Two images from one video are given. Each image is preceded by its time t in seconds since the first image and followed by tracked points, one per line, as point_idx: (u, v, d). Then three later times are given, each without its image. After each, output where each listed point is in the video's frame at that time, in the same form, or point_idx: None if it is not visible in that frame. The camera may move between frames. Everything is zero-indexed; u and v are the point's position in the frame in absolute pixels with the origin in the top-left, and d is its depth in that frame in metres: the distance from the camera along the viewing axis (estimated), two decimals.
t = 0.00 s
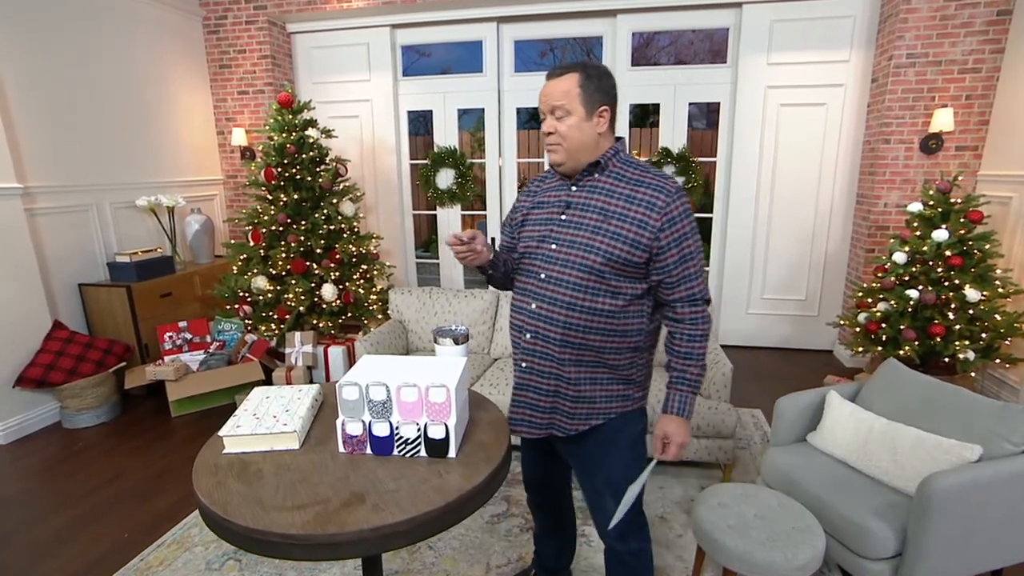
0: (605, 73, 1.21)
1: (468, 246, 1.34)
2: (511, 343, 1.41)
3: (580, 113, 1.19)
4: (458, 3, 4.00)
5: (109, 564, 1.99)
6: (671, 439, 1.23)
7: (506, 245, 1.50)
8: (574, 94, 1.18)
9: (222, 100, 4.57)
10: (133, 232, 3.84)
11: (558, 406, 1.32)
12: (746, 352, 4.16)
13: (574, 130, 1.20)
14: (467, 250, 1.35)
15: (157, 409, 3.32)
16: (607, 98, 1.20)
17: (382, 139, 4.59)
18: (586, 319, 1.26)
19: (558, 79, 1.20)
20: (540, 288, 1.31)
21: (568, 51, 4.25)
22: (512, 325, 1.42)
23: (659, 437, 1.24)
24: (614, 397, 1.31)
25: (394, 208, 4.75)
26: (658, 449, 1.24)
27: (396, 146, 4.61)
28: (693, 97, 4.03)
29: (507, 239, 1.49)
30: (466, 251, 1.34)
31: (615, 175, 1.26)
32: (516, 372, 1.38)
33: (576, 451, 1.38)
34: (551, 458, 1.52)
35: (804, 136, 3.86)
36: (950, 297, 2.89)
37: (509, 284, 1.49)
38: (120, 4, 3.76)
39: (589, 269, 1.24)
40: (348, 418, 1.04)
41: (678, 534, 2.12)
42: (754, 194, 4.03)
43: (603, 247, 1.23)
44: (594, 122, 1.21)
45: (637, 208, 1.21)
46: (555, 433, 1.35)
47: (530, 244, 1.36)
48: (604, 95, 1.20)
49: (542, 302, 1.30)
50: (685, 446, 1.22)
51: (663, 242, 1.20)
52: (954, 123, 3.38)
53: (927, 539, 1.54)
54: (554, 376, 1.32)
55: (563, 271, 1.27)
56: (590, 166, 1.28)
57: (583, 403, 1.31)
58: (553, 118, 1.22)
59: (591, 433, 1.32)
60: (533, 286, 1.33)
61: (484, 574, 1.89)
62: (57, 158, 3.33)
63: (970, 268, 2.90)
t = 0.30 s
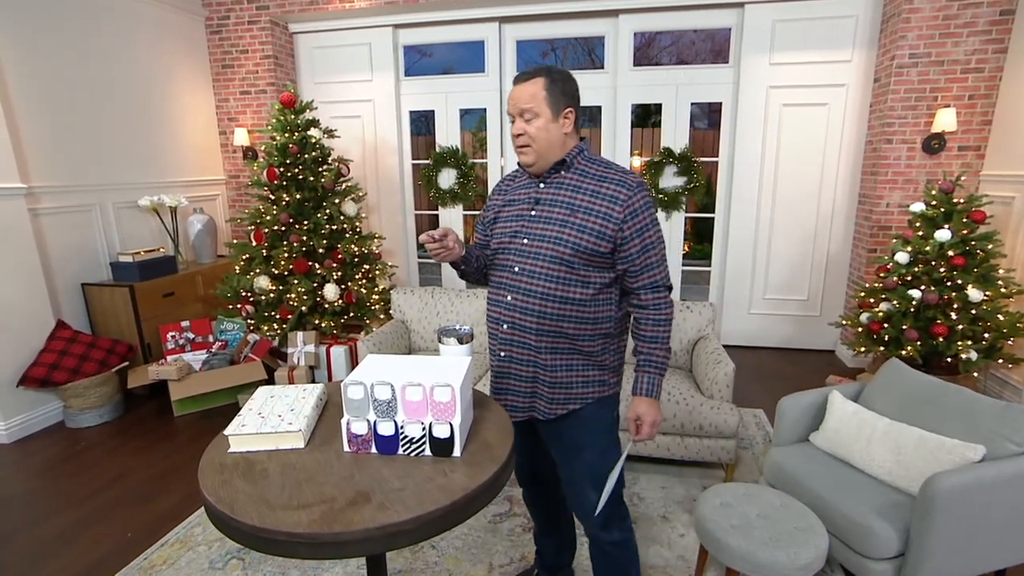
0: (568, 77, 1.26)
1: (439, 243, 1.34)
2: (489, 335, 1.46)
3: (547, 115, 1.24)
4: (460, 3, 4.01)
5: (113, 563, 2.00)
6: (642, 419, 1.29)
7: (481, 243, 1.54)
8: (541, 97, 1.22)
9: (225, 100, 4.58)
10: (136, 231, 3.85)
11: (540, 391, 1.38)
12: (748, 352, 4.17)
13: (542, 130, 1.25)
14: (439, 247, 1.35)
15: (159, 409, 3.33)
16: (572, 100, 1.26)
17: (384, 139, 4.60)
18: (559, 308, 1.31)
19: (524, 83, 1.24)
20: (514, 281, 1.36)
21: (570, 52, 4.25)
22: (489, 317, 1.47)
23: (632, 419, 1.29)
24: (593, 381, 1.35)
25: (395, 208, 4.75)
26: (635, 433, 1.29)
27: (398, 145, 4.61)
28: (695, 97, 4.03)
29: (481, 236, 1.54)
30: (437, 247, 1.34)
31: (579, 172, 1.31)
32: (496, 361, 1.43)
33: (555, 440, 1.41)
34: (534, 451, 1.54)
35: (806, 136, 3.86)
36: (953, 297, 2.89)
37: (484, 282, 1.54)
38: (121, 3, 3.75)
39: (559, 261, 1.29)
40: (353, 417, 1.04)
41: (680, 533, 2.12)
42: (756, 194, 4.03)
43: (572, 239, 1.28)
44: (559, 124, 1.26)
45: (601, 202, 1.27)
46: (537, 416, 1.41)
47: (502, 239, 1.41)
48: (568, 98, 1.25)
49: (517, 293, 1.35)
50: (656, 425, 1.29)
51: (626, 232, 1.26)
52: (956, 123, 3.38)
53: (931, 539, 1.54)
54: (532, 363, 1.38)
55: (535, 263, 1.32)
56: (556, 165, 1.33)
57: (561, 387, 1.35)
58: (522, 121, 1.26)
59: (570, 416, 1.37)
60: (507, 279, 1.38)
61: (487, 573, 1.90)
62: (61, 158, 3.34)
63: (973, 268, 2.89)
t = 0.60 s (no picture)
0: (551, 75, 1.26)
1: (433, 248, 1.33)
2: (486, 335, 1.46)
3: (533, 114, 1.24)
4: (463, 3, 4.01)
5: (120, 562, 2.01)
6: (640, 408, 1.32)
7: (473, 246, 1.55)
8: (528, 98, 1.22)
9: (229, 100, 4.59)
10: (140, 231, 3.86)
11: (541, 387, 1.38)
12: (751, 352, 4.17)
13: (530, 130, 1.25)
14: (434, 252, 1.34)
15: (164, 408, 3.34)
16: (557, 98, 1.26)
17: (387, 139, 4.61)
18: (556, 304, 1.32)
19: (509, 83, 1.23)
20: (509, 280, 1.36)
21: (572, 52, 4.25)
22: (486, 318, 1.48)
23: (630, 409, 1.34)
24: (590, 376, 1.37)
25: (398, 208, 4.75)
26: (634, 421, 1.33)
27: (402, 145, 4.62)
28: (698, 97, 4.03)
29: (472, 239, 1.55)
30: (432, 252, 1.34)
31: (567, 169, 1.32)
32: (496, 360, 1.44)
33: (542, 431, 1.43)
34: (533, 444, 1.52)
35: (809, 136, 3.86)
36: (956, 297, 2.89)
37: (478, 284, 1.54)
38: (124, 3, 3.75)
39: (553, 257, 1.30)
40: (361, 415, 1.05)
41: (684, 533, 2.13)
42: (759, 194, 4.03)
43: (563, 235, 1.29)
44: (546, 123, 1.27)
45: (590, 197, 1.28)
46: (540, 412, 1.41)
47: (495, 240, 1.41)
48: (553, 97, 1.25)
49: (513, 292, 1.35)
50: (653, 412, 1.32)
51: (617, 225, 1.28)
52: (960, 123, 3.38)
53: (936, 539, 1.54)
54: (531, 360, 1.38)
55: (529, 261, 1.32)
56: (544, 163, 1.34)
57: (561, 382, 1.36)
58: (509, 121, 1.26)
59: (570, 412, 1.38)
60: (502, 279, 1.38)
61: (492, 571, 1.90)
62: (66, 159, 3.35)
63: (977, 268, 2.90)
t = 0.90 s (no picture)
0: (559, 75, 1.26)
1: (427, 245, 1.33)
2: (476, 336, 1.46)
3: (540, 114, 1.24)
4: (467, 3, 4.01)
5: (127, 559, 2.02)
6: (642, 421, 1.33)
7: (471, 245, 1.55)
8: (535, 97, 1.22)
9: (233, 99, 4.60)
10: (145, 231, 3.88)
11: (529, 394, 1.37)
12: (754, 352, 4.17)
13: (536, 130, 1.26)
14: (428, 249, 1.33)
15: (168, 407, 3.35)
16: (564, 98, 1.26)
17: (391, 139, 4.62)
18: (550, 308, 1.32)
19: (516, 83, 1.23)
20: (504, 280, 1.36)
21: (575, 52, 4.26)
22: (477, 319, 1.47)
23: (632, 422, 1.34)
24: (580, 384, 1.38)
25: (402, 208, 4.77)
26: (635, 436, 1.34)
27: (405, 145, 4.63)
28: (702, 97, 4.04)
29: (469, 239, 1.55)
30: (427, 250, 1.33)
31: (570, 171, 1.33)
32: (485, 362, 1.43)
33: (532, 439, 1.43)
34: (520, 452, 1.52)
35: (813, 136, 3.86)
36: (961, 296, 2.88)
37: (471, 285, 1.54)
38: (129, 4, 3.76)
39: (550, 260, 1.30)
40: (370, 413, 1.06)
41: (688, 532, 2.13)
42: (762, 194, 4.03)
43: (563, 238, 1.29)
44: (552, 123, 1.27)
45: (592, 200, 1.29)
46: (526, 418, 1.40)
47: (492, 240, 1.41)
48: (560, 97, 1.26)
49: (507, 293, 1.35)
50: (656, 426, 1.32)
51: (618, 231, 1.29)
52: (965, 123, 3.37)
53: (941, 538, 1.54)
54: (521, 365, 1.37)
55: (526, 263, 1.32)
56: (548, 164, 1.34)
57: (551, 391, 1.36)
58: (515, 121, 1.26)
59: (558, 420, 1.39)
60: (496, 279, 1.38)
61: (497, 570, 1.91)
62: (72, 159, 3.37)
63: (982, 268, 2.89)
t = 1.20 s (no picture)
0: (562, 76, 1.27)
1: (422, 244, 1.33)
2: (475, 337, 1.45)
3: (543, 113, 1.24)
4: (470, 3, 4.02)
5: (132, 558, 2.03)
6: (625, 416, 1.30)
7: (464, 244, 1.54)
8: (538, 97, 1.23)
9: (237, 99, 4.61)
10: (149, 230, 3.89)
11: (530, 395, 1.37)
12: (757, 352, 4.17)
13: (537, 130, 1.26)
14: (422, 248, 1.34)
15: (172, 406, 3.36)
16: (566, 99, 1.27)
17: (394, 139, 4.63)
18: (553, 307, 1.32)
19: (520, 81, 1.23)
20: (506, 281, 1.36)
21: (578, 52, 4.26)
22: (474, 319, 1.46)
23: (614, 416, 1.32)
24: (580, 383, 1.39)
25: (405, 208, 4.78)
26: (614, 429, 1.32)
27: (408, 145, 4.63)
28: (704, 96, 4.04)
29: (464, 238, 1.54)
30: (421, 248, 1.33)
31: (571, 170, 1.34)
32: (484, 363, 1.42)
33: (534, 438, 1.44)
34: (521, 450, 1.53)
35: (816, 136, 3.86)
36: (965, 296, 2.88)
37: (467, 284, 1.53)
38: (133, 4, 3.77)
39: (554, 259, 1.31)
40: (378, 411, 1.06)
41: (692, 531, 2.13)
42: (765, 194, 4.03)
43: (566, 237, 1.30)
44: (554, 123, 1.27)
45: (595, 200, 1.30)
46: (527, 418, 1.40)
47: (491, 239, 1.41)
48: (562, 97, 1.27)
49: (509, 293, 1.35)
50: (638, 422, 1.30)
51: (620, 230, 1.30)
52: (969, 122, 3.37)
53: (947, 537, 1.54)
54: (523, 366, 1.37)
55: (529, 262, 1.32)
56: (548, 162, 1.35)
57: (553, 392, 1.37)
58: (517, 119, 1.26)
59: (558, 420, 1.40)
60: (497, 279, 1.37)
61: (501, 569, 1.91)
62: (76, 158, 3.37)
63: (986, 268, 2.88)
